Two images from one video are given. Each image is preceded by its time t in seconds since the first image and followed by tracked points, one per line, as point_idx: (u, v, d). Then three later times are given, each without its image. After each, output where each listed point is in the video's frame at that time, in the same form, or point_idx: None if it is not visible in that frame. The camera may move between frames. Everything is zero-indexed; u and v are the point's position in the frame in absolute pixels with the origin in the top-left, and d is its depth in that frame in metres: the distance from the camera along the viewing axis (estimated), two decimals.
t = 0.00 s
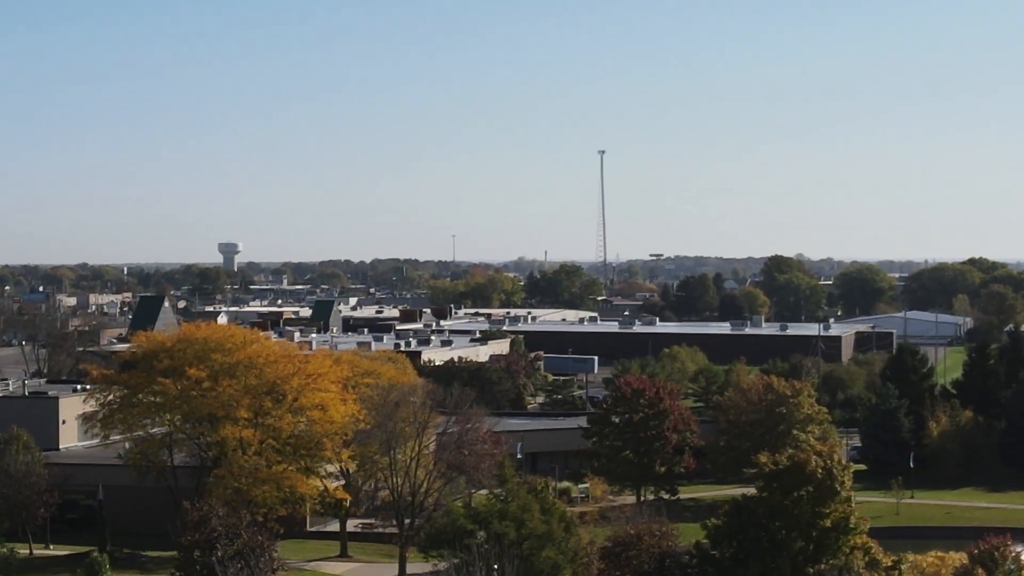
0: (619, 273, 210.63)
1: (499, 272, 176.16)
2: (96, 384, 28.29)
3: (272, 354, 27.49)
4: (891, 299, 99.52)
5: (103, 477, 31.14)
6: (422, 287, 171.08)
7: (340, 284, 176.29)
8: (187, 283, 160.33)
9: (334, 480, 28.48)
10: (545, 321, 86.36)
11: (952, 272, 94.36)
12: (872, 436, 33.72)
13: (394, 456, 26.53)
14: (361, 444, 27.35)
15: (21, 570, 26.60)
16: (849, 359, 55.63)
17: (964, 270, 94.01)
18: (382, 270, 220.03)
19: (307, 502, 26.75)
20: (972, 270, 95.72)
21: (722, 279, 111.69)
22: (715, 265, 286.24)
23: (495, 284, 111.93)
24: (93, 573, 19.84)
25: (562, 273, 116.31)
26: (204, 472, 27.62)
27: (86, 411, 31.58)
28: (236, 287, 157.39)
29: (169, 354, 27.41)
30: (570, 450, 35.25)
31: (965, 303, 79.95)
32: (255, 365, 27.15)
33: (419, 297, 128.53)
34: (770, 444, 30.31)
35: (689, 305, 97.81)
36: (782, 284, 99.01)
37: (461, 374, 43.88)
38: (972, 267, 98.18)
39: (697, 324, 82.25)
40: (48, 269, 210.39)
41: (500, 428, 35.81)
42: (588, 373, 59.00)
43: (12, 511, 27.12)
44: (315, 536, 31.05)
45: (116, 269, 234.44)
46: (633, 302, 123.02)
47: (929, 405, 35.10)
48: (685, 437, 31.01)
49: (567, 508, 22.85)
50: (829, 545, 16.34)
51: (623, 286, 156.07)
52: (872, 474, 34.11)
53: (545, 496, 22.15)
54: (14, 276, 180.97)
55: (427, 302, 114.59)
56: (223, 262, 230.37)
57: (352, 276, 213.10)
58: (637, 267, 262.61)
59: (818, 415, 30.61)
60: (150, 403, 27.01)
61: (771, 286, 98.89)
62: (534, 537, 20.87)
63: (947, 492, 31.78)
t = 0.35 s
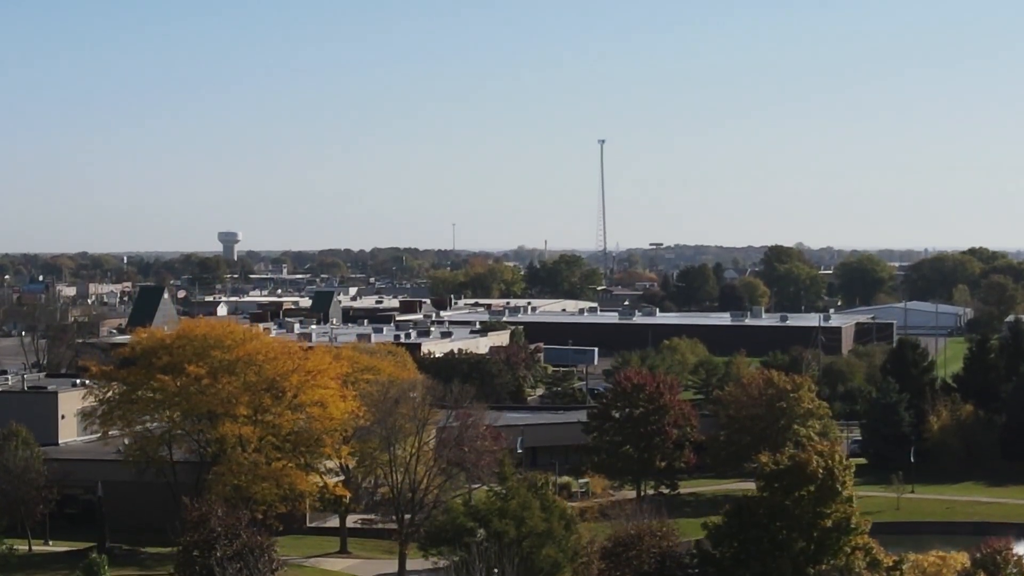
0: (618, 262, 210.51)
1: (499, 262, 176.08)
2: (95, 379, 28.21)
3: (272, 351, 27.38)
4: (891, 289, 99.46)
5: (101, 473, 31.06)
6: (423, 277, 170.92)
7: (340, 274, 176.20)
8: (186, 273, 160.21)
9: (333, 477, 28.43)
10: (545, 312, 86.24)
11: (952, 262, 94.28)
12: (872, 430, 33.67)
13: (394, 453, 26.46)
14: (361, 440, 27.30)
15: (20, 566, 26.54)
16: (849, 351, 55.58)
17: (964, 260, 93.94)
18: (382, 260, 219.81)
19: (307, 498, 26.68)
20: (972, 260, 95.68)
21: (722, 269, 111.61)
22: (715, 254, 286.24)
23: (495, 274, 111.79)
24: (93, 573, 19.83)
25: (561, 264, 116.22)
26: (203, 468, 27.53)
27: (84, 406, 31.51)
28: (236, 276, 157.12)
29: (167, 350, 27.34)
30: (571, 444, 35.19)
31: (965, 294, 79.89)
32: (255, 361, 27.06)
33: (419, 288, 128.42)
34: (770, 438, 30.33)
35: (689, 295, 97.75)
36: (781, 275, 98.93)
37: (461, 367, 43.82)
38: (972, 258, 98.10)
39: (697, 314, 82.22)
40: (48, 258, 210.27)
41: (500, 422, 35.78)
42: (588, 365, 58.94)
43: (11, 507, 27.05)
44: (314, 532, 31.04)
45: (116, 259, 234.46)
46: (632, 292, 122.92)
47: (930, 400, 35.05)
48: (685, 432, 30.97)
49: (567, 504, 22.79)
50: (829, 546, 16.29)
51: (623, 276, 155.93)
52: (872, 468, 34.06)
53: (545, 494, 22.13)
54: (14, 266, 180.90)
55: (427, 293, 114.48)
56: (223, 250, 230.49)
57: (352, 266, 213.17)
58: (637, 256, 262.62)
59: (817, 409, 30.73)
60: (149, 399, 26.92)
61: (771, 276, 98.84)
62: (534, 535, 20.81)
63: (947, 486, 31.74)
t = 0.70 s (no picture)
0: (618, 251, 210.34)
1: (499, 251, 175.90)
2: (95, 375, 28.09)
3: (271, 346, 27.23)
4: (891, 279, 99.35)
5: (100, 469, 31.00)
6: (422, 265, 170.82)
7: (340, 262, 176.03)
8: (186, 262, 160.06)
9: (333, 471, 28.38)
10: (545, 302, 86.06)
11: (952, 251, 94.16)
12: (873, 423, 33.66)
13: (394, 449, 26.34)
14: (360, 436, 27.19)
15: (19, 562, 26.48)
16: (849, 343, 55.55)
17: (964, 250, 93.84)
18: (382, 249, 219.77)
19: (307, 494, 26.56)
20: (972, 249, 95.56)
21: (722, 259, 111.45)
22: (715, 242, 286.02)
23: (495, 263, 111.62)
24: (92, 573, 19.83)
25: (561, 253, 116.05)
26: (203, 464, 27.41)
27: (83, 401, 31.45)
28: (235, 265, 157.01)
29: (167, 346, 27.21)
30: (571, 438, 35.19)
31: (965, 283, 79.79)
32: (254, 357, 26.91)
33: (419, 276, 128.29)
34: (771, 432, 30.31)
35: (689, 284, 97.63)
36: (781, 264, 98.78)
37: (460, 359, 43.76)
38: (973, 247, 97.99)
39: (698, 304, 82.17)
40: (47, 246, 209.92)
41: (500, 416, 35.75)
42: (588, 356, 58.83)
43: (9, 503, 26.99)
44: (314, 527, 31.03)
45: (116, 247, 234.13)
46: (633, 280, 122.79)
47: (931, 393, 35.02)
48: (686, 426, 30.94)
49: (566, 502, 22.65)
50: (829, 547, 16.21)
51: (622, 264, 155.78)
52: (872, 462, 34.05)
53: (546, 490, 22.06)
54: (13, 254, 180.51)
55: (427, 282, 114.33)
56: (223, 239, 230.42)
57: (352, 254, 212.92)
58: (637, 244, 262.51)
59: (818, 403, 30.72)
60: (149, 395, 26.80)
61: (771, 265, 98.75)
62: (534, 533, 20.74)
63: (947, 480, 31.71)
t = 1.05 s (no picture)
0: (615, 239, 210.11)
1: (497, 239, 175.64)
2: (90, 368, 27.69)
3: (268, 341, 26.79)
4: (889, 267, 99.27)
5: (97, 463, 30.91)
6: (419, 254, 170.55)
7: (338, 250, 175.78)
8: (184, 250, 159.75)
9: (330, 466, 28.27)
10: (543, 291, 85.90)
11: (950, 240, 94.07)
12: (871, 416, 33.66)
13: (391, 442, 26.20)
14: (357, 430, 27.01)
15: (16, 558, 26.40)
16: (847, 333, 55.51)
17: (962, 239, 93.75)
18: (380, 237, 219.24)
19: (304, 489, 26.35)
20: (970, 238, 95.49)
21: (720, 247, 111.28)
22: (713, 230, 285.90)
23: (493, 252, 111.44)
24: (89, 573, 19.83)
25: (559, 242, 115.89)
26: (199, 458, 27.09)
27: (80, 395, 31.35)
28: (233, 254, 156.62)
29: (163, 341, 26.73)
30: (570, 431, 35.21)
31: (963, 273, 79.73)
32: (251, 353, 26.47)
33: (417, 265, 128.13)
34: (769, 425, 30.28)
35: (687, 273, 97.49)
36: (779, 253, 98.61)
37: (458, 351, 43.69)
38: (971, 235, 97.91)
39: (696, 294, 82.07)
40: (45, 234, 209.69)
41: (500, 408, 35.76)
42: (586, 346, 58.69)
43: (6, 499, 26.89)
44: (311, 522, 31.05)
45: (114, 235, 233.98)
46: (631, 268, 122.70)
47: (929, 385, 35.03)
48: (684, 419, 30.90)
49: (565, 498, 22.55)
50: (828, 545, 16.19)
51: (619, 252, 155.53)
52: (870, 455, 34.08)
53: (544, 486, 22.03)
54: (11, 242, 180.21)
55: (425, 270, 114.15)
56: (221, 227, 230.21)
57: (350, 242, 212.64)
58: (634, 232, 262.37)
59: (817, 396, 30.69)
60: (145, 391, 26.39)
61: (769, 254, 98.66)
62: (532, 529, 20.70)
63: (944, 473, 31.74)
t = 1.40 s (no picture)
0: (609, 226, 209.99)
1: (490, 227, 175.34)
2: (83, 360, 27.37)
3: (261, 333, 26.36)
4: (883, 255, 99.21)
5: (89, 455, 30.80)
6: (413, 243, 170.20)
7: (331, 238, 175.55)
8: (177, 238, 159.32)
9: (323, 458, 28.17)
10: (536, 279, 85.75)
11: (944, 228, 93.99)
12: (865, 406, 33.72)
13: (384, 435, 26.04)
14: (350, 422, 26.81)
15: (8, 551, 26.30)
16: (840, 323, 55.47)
17: (956, 227, 93.68)
18: (373, 224, 218.87)
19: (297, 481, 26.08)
20: (964, 226, 95.44)
21: (713, 235, 111.14)
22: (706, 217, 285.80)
23: (486, 240, 111.25)
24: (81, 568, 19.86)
25: (552, 230, 115.73)
26: (192, 450, 26.77)
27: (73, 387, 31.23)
28: (226, 241, 156.16)
29: (156, 334, 26.34)
30: (564, 421, 35.21)
31: (957, 261, 79.69)
32: (244, 345, 26.06)
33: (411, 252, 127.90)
34: (762, 417, 30.28)
35: (680, 261, 97.37)
36: (773, 241, 98.57)
37: (451, 340, 43.60)
38: (964, 224, 97.84)
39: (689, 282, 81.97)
40: (38, 221, 209.05)
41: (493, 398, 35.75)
42: (580, 335, 58.60)
43: None
44: (304, 515, 30.99)
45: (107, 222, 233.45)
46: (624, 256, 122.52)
47: (923, 375, 35.06)
48: (679, 410, 30.87)
49: (559, 490, 22.48)
50: (822, 541, 16.18)
51: (612, 240, 155.37)
52: (864, 445, 34.14)
53: (538, 479, 22.00)
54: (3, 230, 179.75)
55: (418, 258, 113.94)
56: (215, 215, 229.90)
57: (343, 230, 212.33)
58: (628, 220, 262.29)
59: (810, 387, 30.67)
60: (139, 383, 26.02)
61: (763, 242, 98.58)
62: (526, 521, 20.68)
63: (938, 464, 31.85)
